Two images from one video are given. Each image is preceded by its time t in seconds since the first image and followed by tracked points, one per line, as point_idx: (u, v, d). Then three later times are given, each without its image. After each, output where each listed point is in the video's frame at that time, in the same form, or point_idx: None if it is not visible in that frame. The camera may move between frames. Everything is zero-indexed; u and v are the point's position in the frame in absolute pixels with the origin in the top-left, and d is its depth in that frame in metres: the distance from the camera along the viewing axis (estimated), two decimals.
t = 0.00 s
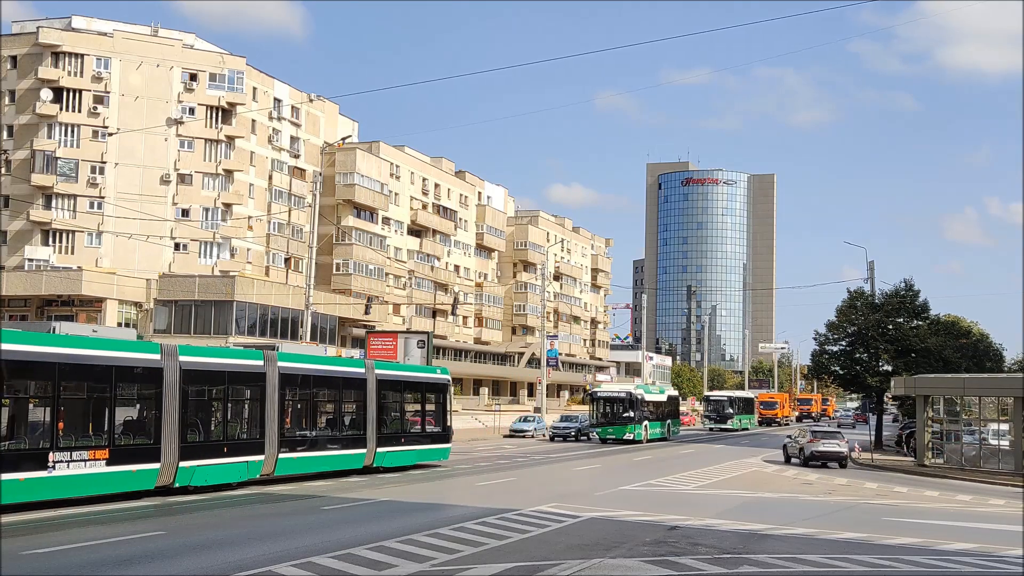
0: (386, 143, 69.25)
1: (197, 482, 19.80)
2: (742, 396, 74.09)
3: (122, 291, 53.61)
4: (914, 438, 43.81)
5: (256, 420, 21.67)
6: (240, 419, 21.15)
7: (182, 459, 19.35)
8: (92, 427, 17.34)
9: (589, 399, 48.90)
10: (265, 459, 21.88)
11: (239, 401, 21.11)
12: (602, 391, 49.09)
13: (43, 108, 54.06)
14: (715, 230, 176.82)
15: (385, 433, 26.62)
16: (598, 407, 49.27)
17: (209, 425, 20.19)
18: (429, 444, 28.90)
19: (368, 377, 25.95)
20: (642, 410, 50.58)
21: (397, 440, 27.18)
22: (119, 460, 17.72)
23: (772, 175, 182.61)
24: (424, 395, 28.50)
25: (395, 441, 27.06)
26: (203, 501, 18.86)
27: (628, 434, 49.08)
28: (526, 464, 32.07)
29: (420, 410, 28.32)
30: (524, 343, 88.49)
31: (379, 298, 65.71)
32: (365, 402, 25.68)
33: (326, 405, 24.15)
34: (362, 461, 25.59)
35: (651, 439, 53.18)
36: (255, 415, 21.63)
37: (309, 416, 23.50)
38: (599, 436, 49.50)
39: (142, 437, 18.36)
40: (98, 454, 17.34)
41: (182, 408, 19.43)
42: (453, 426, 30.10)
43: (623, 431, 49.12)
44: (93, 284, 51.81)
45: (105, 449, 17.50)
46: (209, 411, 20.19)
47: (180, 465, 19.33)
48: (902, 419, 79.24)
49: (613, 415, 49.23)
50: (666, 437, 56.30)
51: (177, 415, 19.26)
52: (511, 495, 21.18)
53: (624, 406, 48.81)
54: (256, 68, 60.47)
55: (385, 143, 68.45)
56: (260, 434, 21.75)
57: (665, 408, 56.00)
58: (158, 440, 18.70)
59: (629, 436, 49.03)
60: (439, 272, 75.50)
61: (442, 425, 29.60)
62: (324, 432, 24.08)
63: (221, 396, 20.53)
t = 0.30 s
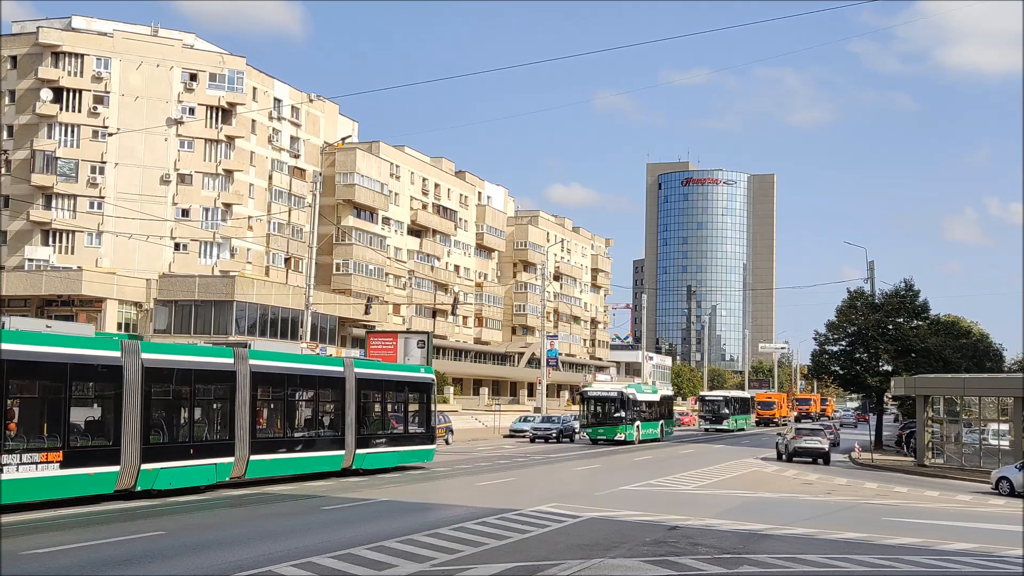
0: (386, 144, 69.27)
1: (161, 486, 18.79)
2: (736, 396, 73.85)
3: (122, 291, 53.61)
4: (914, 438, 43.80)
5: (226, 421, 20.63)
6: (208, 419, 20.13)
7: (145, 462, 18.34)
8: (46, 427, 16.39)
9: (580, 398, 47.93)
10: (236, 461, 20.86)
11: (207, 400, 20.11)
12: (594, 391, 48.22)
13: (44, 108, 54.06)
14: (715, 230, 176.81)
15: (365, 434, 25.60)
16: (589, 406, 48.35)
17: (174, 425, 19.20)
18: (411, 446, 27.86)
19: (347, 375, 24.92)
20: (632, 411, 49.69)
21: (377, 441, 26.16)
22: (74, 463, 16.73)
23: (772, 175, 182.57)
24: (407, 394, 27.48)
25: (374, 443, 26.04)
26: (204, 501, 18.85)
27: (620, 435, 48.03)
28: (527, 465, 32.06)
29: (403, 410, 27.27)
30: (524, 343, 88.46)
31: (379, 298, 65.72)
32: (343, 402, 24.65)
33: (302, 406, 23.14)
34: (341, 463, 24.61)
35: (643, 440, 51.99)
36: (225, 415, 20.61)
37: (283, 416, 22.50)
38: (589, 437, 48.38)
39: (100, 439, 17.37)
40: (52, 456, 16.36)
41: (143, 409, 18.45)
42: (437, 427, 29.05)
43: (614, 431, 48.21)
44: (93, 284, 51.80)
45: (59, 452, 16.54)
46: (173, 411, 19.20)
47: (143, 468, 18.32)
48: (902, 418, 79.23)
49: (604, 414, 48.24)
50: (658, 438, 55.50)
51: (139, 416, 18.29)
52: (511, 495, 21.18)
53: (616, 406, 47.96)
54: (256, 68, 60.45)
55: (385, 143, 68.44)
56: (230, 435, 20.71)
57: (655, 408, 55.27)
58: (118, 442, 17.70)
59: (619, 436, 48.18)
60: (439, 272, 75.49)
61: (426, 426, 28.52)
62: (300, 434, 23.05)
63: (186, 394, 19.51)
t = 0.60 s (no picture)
0: (386, 143, 69.26)
1: (122, 490, 17.73)
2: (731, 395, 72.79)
3: (122, 291, 53.56)
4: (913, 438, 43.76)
5: (193, 421, 19.64)
6: (173, 420, 19.14)
7: (104, 464, 17.35)
8: None
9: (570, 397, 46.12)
10: (205, 464, 19.83)
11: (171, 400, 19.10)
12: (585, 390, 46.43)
13: (44, 108, 54.04)
14: (715, 230, 176.81)
15: (343, 435, 24.72)
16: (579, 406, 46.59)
17: (137, 426, 18.22)
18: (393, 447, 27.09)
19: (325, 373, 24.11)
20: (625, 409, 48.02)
21: (356, 442, 25.29)
22: (25, 466, 15.72)
23: (772, 175, 182.55)
24: (390, 394, 26.71)
25: (353, 444, 25.22)
26: (203, 502, 18.83)
27: (610, 435, 46.40)
28: (526, 465, 32.04)
29: (383, 410, 26.42)
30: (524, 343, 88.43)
31: (379, 298, 65.70)
32: (320, 401, 23.77)
33: (277, 406, 22.24)
34: (319, 465, 23.67)
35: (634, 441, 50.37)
36: (192, 415, 19.62)
37: (256, 417, 21.55)
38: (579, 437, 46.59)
39: (56, 440, 16.39)
40: None
41: (103, 410, 17.48)
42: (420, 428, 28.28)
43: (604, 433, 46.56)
44: (93, 284, 51.80)
45: (10, 454, 15.57)
46: (135, 412, 18.24)
47: (101, 470, 17.31)
48: (902, 418, 79.21)
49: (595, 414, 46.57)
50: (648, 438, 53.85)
51: (98, 416, 17.33)
52: (511, 495, 21.18)
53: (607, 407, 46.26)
54: (256, 68, 60.44)
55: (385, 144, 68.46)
56: (198, 436, 19.73)
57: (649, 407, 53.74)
58: (73, 444, 16.69)
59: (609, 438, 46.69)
60: (439, 272, 75.47)
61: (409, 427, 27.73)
62: (274, 435, 22.08)
63: (148, 393, 18.51)
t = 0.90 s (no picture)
0: (386, 144, 69.27)
1: (80, 493, 16.78)
2: (729, 394, 72.10)
3: (122, 291, 53.54)
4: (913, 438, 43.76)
5: (157, 423, 18.73)
6: (136, 421, 18.20)
7: (60, 467, 16.38)
8: None
9: (559, 398, 44.52)
10: (169, 466, 18.92)
11: (134, 400, 18.20)
12: (574, 390, 44.73)
13: (44, 108, 54.05)
14: (715, 230, 176.80)
15: (320, 435, 23.84)
16: (569, 406, 45.03)
17: (96, 427, 17.30)
18: (376, 449, 26.32)
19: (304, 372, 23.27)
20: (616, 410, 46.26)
21: (335, 443, 24.44)
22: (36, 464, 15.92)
23: (772, 175, 182.50)
24: (373, 394, 25.98)
25: (334, 445, 24.41)
26: (203, 501, 18.84)
27: (601, 437, 44.50)
28: (526, 465, 32.02)
29: (364, 410, 25.60)
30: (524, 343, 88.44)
31: (379, 298, 65.69)
32: (297, 400, 22.88)
33: (249, 406, 21.35)
34: (294, 468, 22.78)
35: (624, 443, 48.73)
36: (156, 416, 18.71)
37: (226, 417, 20.66)
38: (569, 439, 45.07)
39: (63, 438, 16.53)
40: None
41: (59, 409, 16.53)
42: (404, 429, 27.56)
43: (594, 433, 45.03)
44: (93, 284, 51.82)
45: None
46: (95, 413, 17.31)
47: (58, 473, 16.36)
48: (902, 418, 79.22)
49: (585, 414, 44.81)
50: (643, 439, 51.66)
51: (66, 416, 16.64)
52: (511, 495, 21.19)
53: (598, 407, 44.67)
54: (256, 68, 60.43)
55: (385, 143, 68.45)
56: (164, 437, 18.86)
57: (643, 408, 51.99)
58: (27, 446, 15.78)
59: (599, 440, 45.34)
60: (439, 272, 75.46)
61: (392, 428, 26.99)
62: (245, 436, 21.21)
63: (110, 393, 17.64)
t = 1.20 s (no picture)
0: (387, 143, 69.27)
1: (35, 497, 15.95)
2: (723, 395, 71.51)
3: (122, 291, 53.56)
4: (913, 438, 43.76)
5: (122, 423, 18.04)
6: (98, 422, 17.51)
7: (12, 470, 15.53)
8: None
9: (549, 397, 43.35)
10: (134, 468, 18.18)
11: (93, 399, 17.47)
12: (564, 388, 43.54)
13: (44, 108, 54.03)
14: (715, 230, 176.79)
15: (296, 435, 23.23)
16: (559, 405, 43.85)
17: (54, 429, 16.55)
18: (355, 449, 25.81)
19: (276, 371, 22.70)
20: (606, 410, 44.90)
21: (313, 444, 23.89)
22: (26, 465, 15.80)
23: (773, 175, 182.41)
24: (349, 393, 25.50)
25: (311, 446, 23.82)
26: (204, 501, 18.84)
27: (591, 438, 43.19)
28: (527, 465, 32.02)
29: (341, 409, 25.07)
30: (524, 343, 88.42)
31: (379, 298, 65.67)
32: (270, 401, 22.33)
33: (218, 405, 20.69)
34: (268, 470, 22.08)
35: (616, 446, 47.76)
36: (121, 417, 18.04)
37: (195, 418, 20.03)
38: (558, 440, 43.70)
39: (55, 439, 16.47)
40: None
41: (12, 408, 15.73)
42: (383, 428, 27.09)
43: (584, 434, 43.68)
44: (93, 284, 51.83)
45: None
46: (52, 415, 16.58)
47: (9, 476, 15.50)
48: (902, 418, 79.20)
49: (574, 415, 43.46)
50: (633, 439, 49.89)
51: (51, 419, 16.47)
52: (511, 495, 21.18)
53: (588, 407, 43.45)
54: (256, 68, 60.40)
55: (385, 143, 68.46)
56: (128, 439, 18.11)
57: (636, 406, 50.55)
58: None
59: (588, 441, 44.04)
60: (439, 272, 75.47)
61: (370, 427, 26.50)
62: (216, 437, 20.54)
63: (68, 392, 16.91)
